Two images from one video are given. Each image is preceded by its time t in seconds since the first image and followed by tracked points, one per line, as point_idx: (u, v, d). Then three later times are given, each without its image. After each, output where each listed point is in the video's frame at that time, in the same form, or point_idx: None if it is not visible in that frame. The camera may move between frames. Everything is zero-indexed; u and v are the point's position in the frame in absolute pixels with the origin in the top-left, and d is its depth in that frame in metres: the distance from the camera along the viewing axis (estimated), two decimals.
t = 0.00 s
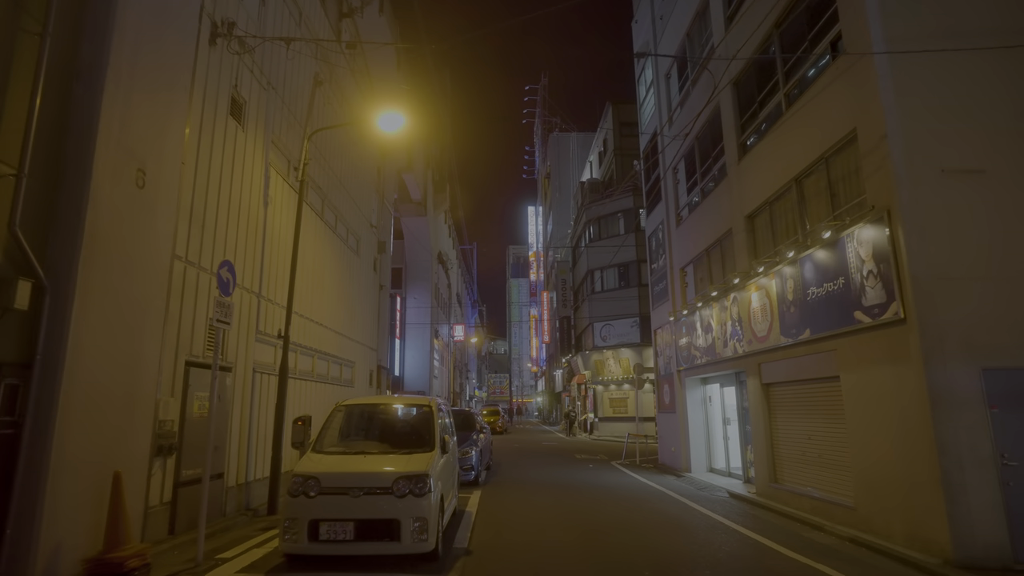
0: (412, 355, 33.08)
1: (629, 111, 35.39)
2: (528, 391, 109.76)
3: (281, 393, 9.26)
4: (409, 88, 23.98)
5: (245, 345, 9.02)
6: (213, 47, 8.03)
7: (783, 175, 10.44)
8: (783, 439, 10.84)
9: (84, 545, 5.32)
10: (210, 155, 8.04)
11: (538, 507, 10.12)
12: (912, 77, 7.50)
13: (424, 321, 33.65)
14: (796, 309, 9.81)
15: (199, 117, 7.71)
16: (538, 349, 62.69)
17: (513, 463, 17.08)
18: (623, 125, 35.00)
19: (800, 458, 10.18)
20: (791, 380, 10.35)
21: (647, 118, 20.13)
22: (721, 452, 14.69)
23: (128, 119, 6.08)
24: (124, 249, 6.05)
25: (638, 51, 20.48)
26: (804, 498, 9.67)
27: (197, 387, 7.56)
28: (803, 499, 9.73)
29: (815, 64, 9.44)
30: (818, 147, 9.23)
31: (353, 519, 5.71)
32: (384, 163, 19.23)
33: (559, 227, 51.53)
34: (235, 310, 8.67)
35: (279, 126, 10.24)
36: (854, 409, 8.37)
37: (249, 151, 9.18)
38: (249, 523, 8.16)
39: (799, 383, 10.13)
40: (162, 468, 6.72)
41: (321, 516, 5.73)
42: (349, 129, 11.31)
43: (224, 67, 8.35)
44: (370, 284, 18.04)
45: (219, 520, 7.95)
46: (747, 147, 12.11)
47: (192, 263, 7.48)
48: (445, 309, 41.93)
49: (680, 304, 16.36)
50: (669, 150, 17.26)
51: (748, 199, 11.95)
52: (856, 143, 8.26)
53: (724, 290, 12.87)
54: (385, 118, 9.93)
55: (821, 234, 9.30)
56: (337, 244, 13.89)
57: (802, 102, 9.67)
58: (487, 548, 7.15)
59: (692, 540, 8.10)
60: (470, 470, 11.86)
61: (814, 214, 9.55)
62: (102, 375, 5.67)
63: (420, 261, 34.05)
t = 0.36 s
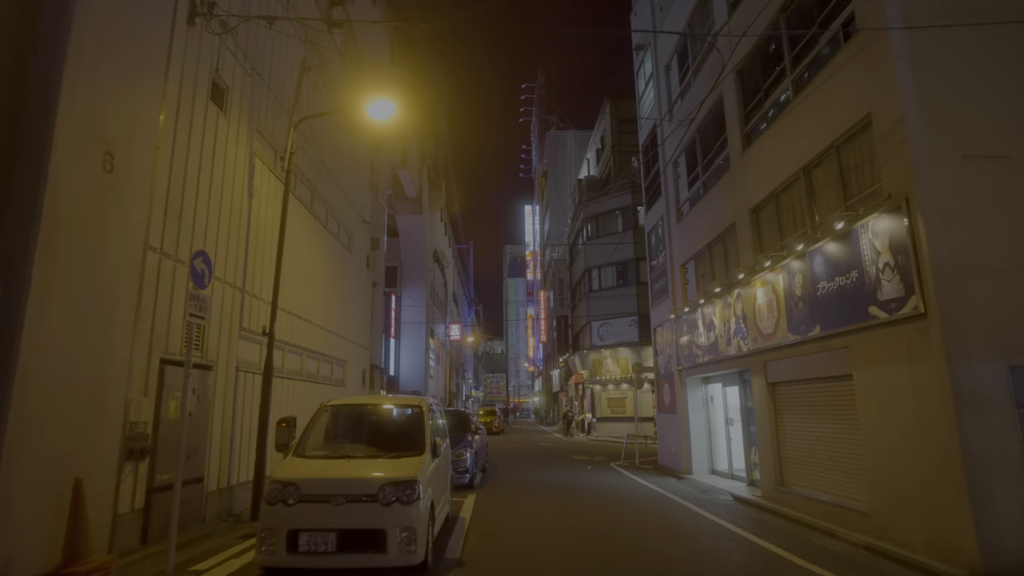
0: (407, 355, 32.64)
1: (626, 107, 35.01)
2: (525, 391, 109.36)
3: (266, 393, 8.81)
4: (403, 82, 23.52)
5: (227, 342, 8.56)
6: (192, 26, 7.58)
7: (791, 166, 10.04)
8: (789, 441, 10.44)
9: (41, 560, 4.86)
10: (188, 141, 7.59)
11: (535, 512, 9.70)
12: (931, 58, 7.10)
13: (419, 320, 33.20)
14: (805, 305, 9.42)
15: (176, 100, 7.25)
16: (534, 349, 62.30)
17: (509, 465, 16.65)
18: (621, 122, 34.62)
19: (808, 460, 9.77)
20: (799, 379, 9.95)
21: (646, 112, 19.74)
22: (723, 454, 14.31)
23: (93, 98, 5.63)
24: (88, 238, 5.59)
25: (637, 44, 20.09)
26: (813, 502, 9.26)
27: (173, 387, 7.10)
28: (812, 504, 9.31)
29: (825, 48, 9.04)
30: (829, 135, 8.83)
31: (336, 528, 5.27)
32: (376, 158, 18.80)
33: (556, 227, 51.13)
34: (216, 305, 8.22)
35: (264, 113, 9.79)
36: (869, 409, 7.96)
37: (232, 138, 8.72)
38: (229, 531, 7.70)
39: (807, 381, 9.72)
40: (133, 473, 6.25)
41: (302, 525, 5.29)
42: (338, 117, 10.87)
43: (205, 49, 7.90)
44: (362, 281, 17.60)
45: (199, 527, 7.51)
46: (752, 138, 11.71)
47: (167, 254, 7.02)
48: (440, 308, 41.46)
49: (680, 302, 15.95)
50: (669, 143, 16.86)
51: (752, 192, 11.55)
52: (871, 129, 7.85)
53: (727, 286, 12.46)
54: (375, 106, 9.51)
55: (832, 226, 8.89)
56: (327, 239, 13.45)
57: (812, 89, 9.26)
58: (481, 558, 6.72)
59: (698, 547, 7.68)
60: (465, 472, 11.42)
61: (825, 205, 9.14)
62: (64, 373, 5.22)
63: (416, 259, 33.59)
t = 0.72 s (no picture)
0: (406, 353, 32.27)
1: (629, 103, 34.59)
2: (526, 391, 108.99)
3: (256, 390, 8.41)
4: (402, 75, 23.11)
5: (215, 336, 8.15)
6: (177, 2, 7.18)
7: (805, 153, 9.63)
8: (803, 440, 10.02)
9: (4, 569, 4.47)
10: (172, 124, 7.18)
11: (539, 515, 9.28)
12: (959, 34, 6.69)
13: (419, 317, 32.82)
14: (820, 298, 9.00)
15: (159, 79, 6.86)
16: (535, 348, 61.89)
17: (510, 465, 16.26)
18: (624, 118, 34.20)
19: (824, 460, 9.34)
20: (813, 376, 9.53)
21: (650, 105, 19.34)
22: (732, 454, 13.91)
23: (63, 70, 5.23)
24: (58, 221, 5.19)
25: (641, 35, 19.67)
26: (830, 505, 8.84)
27: (155, 382, 6.70)
28: (828, 507, 8.90)
29: (843, 29, 8.62)
30: (847, 120, 8.42)
31: (323, 535, 4.86)
32: (374, 152, 18.41)
33: (557, 224, 50.72)
34: (203, 297, 7.81)
35: (256, 98, 9.39)
36: (891, 407, 7.55)
37: (221, 123, 8.32)
38: (215, 535, 7.30)
39: (822, 379, 9.31)
40: (109, 474, 5.86)
41: (287, 531, 4.89)
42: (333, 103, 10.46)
43: (190, 27, 7.50)
44: (360, 277, 17.20)
45: (183, 532, 7.12)
46: (763, 127, 11.30)
47: (149, 242, 6.62)
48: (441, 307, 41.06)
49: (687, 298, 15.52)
50: (675, 135, 16.44)
51: (764, 182, 11.13)
52: (894, 111, 7.44)
53: (737, 280, 12.04)
54: (371, 90, 9.11)
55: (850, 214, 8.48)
56: (322, 232, 13.05)
57: (828, 72, 8.85)
58: (482, 566, 6.32)
59: (710, 553, 7.28)
60: (466, 473, 11.01)
61: (843, 193, 8.73)
62: (28, 366, 4.81)
63: (416, 256, 33.21)
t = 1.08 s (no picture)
0: (407, 352, 31.85)
1: (632, 99, 34.13)
2: (528, 390, 108.59)
3: (244, 390, 7.98)
4: (401, 68, 22.66)
5: (202, 333, 7.73)
6: None
7: (822, 142, 9.17)
8: (818, 443, 9.57)
9: None
10: (154, 107, 6.75)
11: (542, 521, 8.84)
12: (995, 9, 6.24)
13: (419, 316, 32.40)
14: (839, 294, 8.55)
15: (137, 57, 6.42)
16: (537, 347, 61.45)
17: (512, 467, 15.82)
18: (626, 114, 33.75)
19: (842, 464, 8.88)
20: (830, 375, 9.08)
21: (655, 98, 18.89)
22: (741, 456, 13.48)
23: (22, 41, 4.78)
24: (18, 206, 4.75)
25: (646, 27, 19.22)
26: (850, 512, 8.38)
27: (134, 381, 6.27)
28: (847, 513, 8.44)
29: (864, 9, 8.16)
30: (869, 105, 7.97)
31: (308, 550, 4.43)
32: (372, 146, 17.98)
33: (559, 223, 50.28)
34: (187, 292, 7.38)
35: (245, 84, 8.96)
36: (918, 408, 7.10)
37: (207, 108, 7.89)
38: (199, 544, 6.87)
39: (840, 379, 8.86)
40: (78, 482, 5.41)
41: (268, 546, 4.46)
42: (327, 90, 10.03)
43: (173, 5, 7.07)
44: (358, 273, 16.78)
45: (165, 541, 6.70)
46: (776, 116, 10.84)
47: (126, 232, 6.20)
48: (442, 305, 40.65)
49: (694, 295, 15.07)
50: (681, 127, 15.99)
51: (776, 173, 10.68)
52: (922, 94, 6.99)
53: (748, 275, 11.59)
54: (367, 75, 8.69)
55: (872, 205, 8.03)
56: (317, 227, 12.62)
57: (848, 55, 8.40)
58: None
59: (725, 563, 6.83)
60: (466, 476, 10.57)
61: (864, 183, 8.29)
62: None
63: (416, 254, 32.80)
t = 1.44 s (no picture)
0: (403, 352, 31.45)
1: (632, 96, 33.75)
2: (526, 391, 108.17)
3: (225, 388, 7.56)
4: (397, 62, 22.26)
5: (180, 327, 7.29)
6: None
7: (834, 129, 8.78)
8: (829, 444, 9.16)
9: None
10: (128, 85, 6.32)
11: (540, 526, 8.43)
12: None
13: (416, 315, 32.01)
14: (852, 287, 8.16)
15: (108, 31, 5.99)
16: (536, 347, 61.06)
17: (510, 469, 15.41)
18: (626, 111, 33.37)
19: (854, 467, 8.47)
20: (842, 373, 8.68)
21: (656, 91, 18.52)
22: (746, 458, 13.09)
23: None
24: None
25: (647, 19, 18.83)
26: (864, 516, 7.97)
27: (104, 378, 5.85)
28: (860, 518, 8.02)
29: None
30: (885, 88, 7.57)
31: (282, 563, 4.02)
32: (366, 139, 17.59)
33: (558, 222, 49.87)
34: (164, 284, 6.95)
35: (229, 66, 8.53)
36: (939, 407, 6.69)
37: (186, 90, 7.46)
38: (174, 552, 6.45)
39: (853, 376, 8.45)
40: (37, 486, 5.00)
41: (237, 558, 4.05)
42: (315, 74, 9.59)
43: None
44: (352, 270, 16.37)
45: (137, 550, 6.26)
46: (783, 104, 10.45)
47: (93, 217, 5.77)
48: (439, 305, 40.28)
49: (697, 292, 14.67)
50: (684, 120, 15.61)
51: (784, 163, 10.28)
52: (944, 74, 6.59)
53: (754, 270, 11.18)
54: (358, 58, 8.27)
55: (888, 193, 7.63)
56: (307, 220, 12.20)
57: (862, 36, 8.00)
58: None
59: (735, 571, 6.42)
60: (461, 479, 10.15)
61: (880, 171, 7.89)
62: None
63: (413, 253, 32.41)
